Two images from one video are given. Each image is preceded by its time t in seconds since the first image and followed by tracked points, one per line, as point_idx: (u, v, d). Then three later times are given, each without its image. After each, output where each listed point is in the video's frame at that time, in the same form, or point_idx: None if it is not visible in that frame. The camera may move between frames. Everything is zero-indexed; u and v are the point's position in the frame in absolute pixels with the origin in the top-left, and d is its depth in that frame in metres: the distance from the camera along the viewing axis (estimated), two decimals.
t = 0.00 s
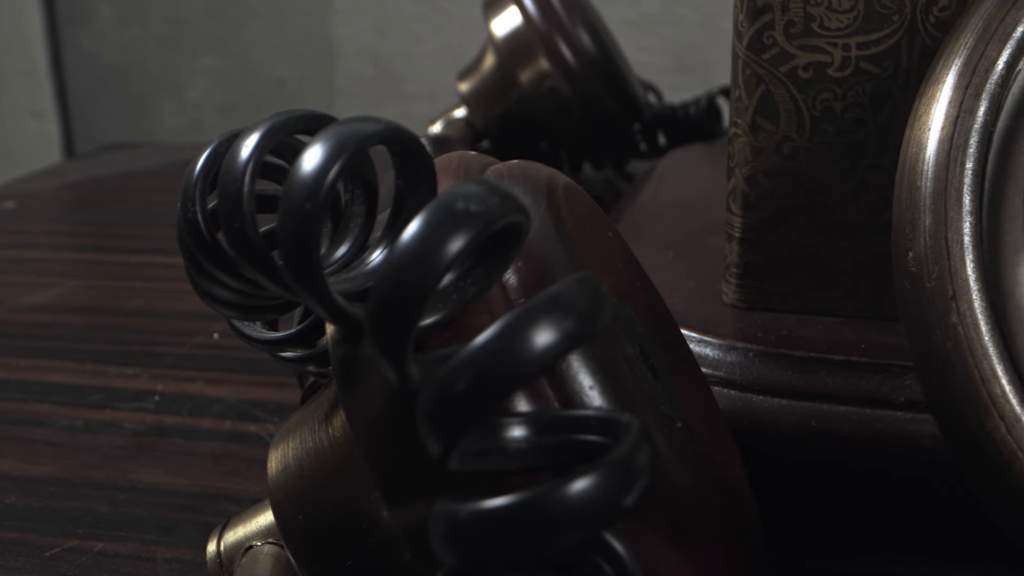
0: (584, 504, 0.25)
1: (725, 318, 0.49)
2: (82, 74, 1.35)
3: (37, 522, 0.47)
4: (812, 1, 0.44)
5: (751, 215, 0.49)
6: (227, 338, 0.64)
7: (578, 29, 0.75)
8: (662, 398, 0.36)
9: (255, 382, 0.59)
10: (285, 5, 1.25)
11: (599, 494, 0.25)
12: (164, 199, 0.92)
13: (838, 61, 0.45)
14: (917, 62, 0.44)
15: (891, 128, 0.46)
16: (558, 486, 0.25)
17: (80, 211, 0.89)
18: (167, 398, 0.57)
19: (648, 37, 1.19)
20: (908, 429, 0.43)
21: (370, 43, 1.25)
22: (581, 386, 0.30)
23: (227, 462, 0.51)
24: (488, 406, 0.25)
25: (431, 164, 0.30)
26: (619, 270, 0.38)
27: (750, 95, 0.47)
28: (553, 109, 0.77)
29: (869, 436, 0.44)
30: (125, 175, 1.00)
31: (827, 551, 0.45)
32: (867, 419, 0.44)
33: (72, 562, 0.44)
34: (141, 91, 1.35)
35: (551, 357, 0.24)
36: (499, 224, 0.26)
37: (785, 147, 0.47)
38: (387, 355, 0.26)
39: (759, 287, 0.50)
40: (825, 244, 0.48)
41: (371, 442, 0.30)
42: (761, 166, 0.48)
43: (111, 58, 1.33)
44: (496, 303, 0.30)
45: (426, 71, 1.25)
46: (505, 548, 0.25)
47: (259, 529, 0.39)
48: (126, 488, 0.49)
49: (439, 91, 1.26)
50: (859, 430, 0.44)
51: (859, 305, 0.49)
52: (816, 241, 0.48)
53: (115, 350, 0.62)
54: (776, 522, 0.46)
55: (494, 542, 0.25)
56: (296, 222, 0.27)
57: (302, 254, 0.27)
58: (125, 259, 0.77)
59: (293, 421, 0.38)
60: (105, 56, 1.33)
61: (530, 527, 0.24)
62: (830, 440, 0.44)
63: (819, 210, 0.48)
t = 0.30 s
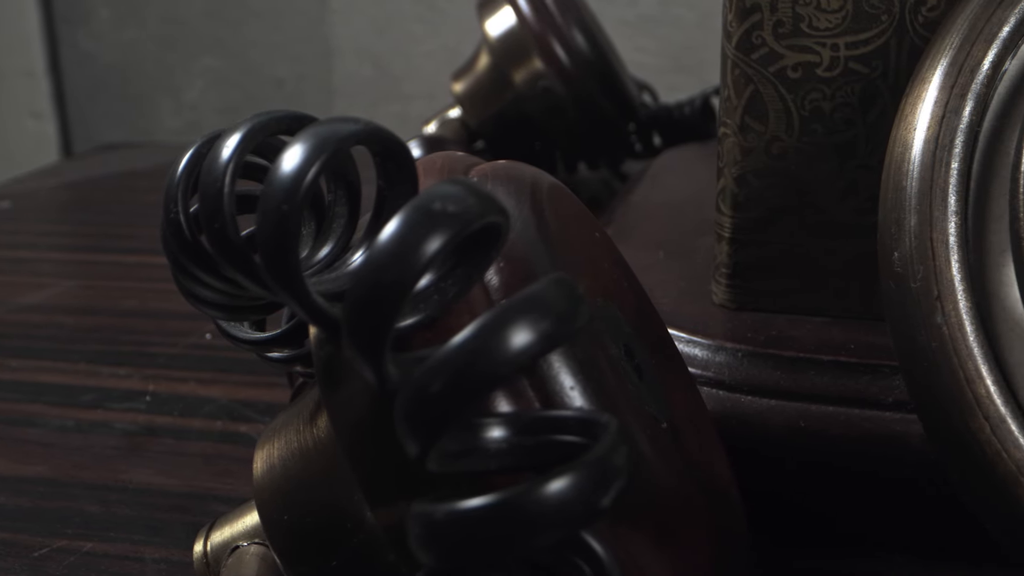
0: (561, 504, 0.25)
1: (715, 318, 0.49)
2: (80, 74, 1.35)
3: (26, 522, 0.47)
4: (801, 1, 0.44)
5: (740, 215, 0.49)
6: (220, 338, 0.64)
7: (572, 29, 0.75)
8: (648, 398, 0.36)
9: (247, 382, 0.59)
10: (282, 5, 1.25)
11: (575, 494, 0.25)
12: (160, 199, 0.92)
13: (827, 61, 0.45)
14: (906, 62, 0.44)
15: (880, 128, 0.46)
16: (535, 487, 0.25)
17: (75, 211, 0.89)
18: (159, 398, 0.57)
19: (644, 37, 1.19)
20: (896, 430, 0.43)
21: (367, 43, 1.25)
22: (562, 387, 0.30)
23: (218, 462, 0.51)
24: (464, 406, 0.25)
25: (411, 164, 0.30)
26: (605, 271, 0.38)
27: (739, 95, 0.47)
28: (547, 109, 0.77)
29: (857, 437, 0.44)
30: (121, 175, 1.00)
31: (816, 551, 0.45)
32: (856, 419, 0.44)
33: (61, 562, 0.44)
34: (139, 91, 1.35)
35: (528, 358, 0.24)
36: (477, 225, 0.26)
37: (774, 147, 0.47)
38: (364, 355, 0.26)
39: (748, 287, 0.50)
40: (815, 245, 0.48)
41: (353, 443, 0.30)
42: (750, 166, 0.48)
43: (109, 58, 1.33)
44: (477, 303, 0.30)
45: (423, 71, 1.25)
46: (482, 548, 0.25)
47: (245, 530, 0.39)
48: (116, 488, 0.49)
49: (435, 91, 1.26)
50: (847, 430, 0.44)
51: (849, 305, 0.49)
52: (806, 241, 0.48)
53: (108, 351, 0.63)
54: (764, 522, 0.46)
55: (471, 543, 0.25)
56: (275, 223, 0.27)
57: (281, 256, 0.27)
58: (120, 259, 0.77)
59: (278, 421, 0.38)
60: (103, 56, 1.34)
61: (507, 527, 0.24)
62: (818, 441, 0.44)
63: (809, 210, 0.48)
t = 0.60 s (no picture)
0: (540, 504, 0.25)
1: (706, 318, 0.49)
2: (78, 74, 1.35)
3: (17, 522, 0.47)
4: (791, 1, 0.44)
5: (731, 215, 0.49)
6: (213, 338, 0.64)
7: (568, 30, 0.75)
8: (634, 398, 0.36)
9: (240, 383, 0.59)
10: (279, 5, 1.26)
11: (555, 494, 0.25)
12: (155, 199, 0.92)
13: (817, 61, 0.45)
14: (896, 62, 0.44)
15: (869, 128, 0.46)
16: (514, 487, 0.25)
17: (71, 211, 0.89)
18: (151, 398, 0.57)
19: (641, 37, 1.19)
20: (884, 430, 0.43)
21: (365, 43, 1.25)
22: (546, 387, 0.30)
23: (209, 463, 0.51)
24: (443, 407, 0.25)
25: (394, 164, 0.30)
26: (592, 270, 0.38)
27: (729, 95, 0.47)
28: (542, 109, 0.76)
29: (846, 437, 0.44)
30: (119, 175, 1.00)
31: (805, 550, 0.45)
32: (845, 419, 0.44)
33: (51, 562, 0.44)
34: (136, 91, 1.35)
35: (507, 358, 0.25)
36: (458, 225, 0.26)
37: (764, 147, 0.47)
38: (344, 355, 0.26)
39: (738, 287, 0.50)
40: (805, 245, 0.48)
41: (337, 443, 0.30)
42: (741, 166, 0.48)
43: (106, 58, 1.34)
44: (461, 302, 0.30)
45: (421, 71, 1.26)
46: (461, 548, 0.25)
47: (232, 530, 0.39)
48: (107, 488, 0.49)
49: (433, 91, 1.26)
50: (836, 430, 0.44)
51: (839, 305, 0.49)
52: (796, 241, 0.48)
53: (101, 351, 0.63)
54: (751, 520, 0.46)
55: (452, 543, 0.25)
56: (255, 223, 0.27)
57: (262, 256, 0.27)
58: (114, 260, 0.77)
59: (266, 422, 0.38)
60: (100, 56, 1.34)
61: (486, 528, 0.24)
62: (807, 441, 0.44)
63: (799, 210, 0.48)
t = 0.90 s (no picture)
0: (520, 505, 0.25)
1: (696, 318, 0.49)
2: (76, 73, 1.35)
3: (6, 522, 0.47)
4: (780, 1, 0.44)
5: (721, 215, 0.49)
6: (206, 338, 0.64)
7: (562, 30, 0.75)
8: (620, 398, 0.35)
9: (233, 383, 0.59)
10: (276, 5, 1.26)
11: (534, 494, 0.25)
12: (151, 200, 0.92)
13: (807, 61, 0.45)
14: (886, 62, 0.44)
15: (859, 128, 0.46)
16: (494, 487, 0.25)
17: (67, 212, 0.89)
18: (143, 398, 0.57)
19: (638, 37, 1.19)
20: (874, 429, 0.43)
21: (363, 43, 1.26)
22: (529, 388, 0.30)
23: (200, 463, 0.51)
24: (421, 408, 0.25)
25: (377, 164, 0.31)
26: (579, 270, 0.38)
27: (719, 95, 0.47)
28: (537, 109, 0.76)
29: (836, 437, 0.43)
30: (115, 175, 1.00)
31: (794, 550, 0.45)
32: (835, 419, 0.44)
33: (40, 562, 0.44)
34: (134, 91, 1.35)
35: (486, 358, 0.25)
36: (438, 225, 0.26)
37: (754, 147, 0.47)
38: (324, 355, 0.26)
39: (729, 287, 0.50)
40: (795, 245, 0.48)
41: (322, 444, 0.30)
42: (731, 166, 0.48)
43: (104, 58, 1.34)
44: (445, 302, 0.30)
45: (418, 71, 1.26)
46: (440, 549, 0.25)
47: (220, 530, 0.39)
48: (98, 489, 0.49)
49: (430, 91, 1.27)
50: (826, 430, 0.44)
51: (829, 306, 0.49)
52: (787, 241, 0.48)
53: (94, 351, 0.63)
54: (739, 518, 0.46)
55: (432, 542, 0.25)
56: (236, 224, 0.27)
57: (243, 256, 0.27)
58: (108, 260, 0.77)
59: (253, 423, 0.38)
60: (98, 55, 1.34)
61: (466, 527, 0.24)
62: (797, 442, 0.44)
63: (790, 210, 0.48)
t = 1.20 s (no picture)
0: (500, 505, 0.25)
1: (687, 318, 0.49)
2: (73, 74, 1.36)
3: None
4: (770, 1, 0.44)
5: (711, 215, 0.49)
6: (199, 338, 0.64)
7: (557, 30, 0.74)
8: (606, 399, 0.35)
9: (225, 383, 0.59)
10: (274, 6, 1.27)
11: (513, 494, 0.25)
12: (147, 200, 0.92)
13: (797, 61, 0.45)
14: (875, 62, 0.44)
15: (849, 128, 0.46)
16: (473, 487, 0.25)
17: (63, 212, 0.89)
18: (135, 398, 0.57)
19: (636, 37, 1.19)
20: (863, 430, 0.43)
21: (360, 43, 1.27)
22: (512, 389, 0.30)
23: (191, 463, 0.51)
24: (400, 407, 0.25)
25: (360, 163, 0.31)
26: (566, 270, 0.38)
27: (710, 95, 0.47)
28: (531, 109, 0.76)
29: (826, 437, 0.43)
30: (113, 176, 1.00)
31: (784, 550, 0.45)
32: (824, 419, 0.43)
33: (29, 562, 0.44)
34: (132, 91, 1.36)
35: (465, 358, 0.25)
36: (418, 225, 0.26)
37: (744, 147, 0.47)
38: (305, 355, 0.26)
39: (719, 287, 0.50)
40: (786, 245, 0.48)
41: (305, 445, 0.30)
42: (721, 166, 0.48)
43: (102, 58, 1.35)
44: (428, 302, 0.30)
45: (415, 71, 1.27)
46: (419, 549, 0.25)
47: (208, 530, 0.39)
48: (89, 489, 0.49)
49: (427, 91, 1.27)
50: (815, 431, 0.44)
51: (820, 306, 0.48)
52: (777, 241, 0.48)
53: (86, 352, 0.63)
54: (730, 519, 0.46)
55: (412, 542, 0.25)
56: (217, 225, 0.27)
57: (224, 257, 0.27)
58: (103, 261, 0.77)
59: (241, 423, 0.38)
60: (95, 56, 1.35)
61: (445, 528, 0.24)
62: (786, 442, 0.44)
63: (780, 210, 0.48)
